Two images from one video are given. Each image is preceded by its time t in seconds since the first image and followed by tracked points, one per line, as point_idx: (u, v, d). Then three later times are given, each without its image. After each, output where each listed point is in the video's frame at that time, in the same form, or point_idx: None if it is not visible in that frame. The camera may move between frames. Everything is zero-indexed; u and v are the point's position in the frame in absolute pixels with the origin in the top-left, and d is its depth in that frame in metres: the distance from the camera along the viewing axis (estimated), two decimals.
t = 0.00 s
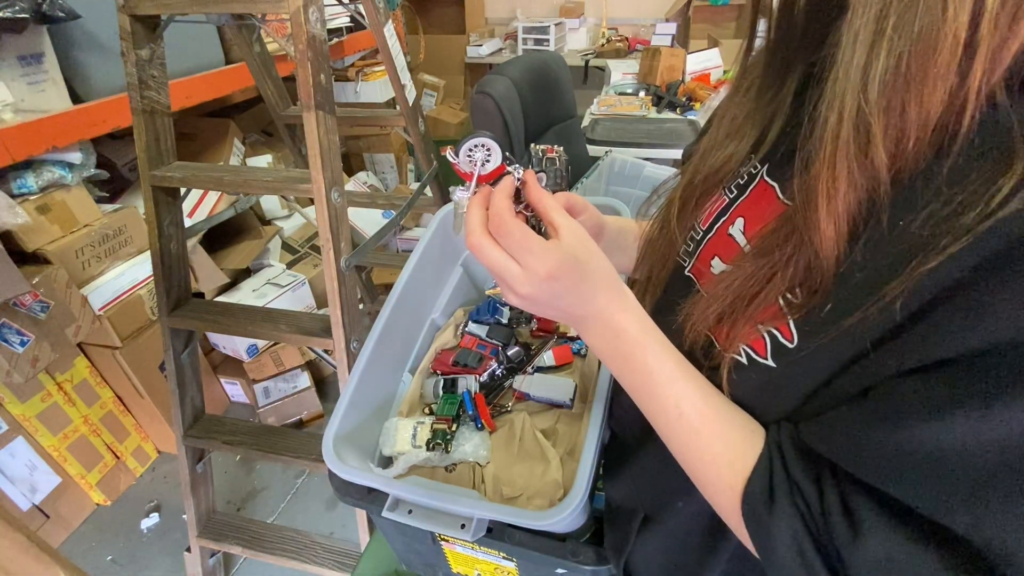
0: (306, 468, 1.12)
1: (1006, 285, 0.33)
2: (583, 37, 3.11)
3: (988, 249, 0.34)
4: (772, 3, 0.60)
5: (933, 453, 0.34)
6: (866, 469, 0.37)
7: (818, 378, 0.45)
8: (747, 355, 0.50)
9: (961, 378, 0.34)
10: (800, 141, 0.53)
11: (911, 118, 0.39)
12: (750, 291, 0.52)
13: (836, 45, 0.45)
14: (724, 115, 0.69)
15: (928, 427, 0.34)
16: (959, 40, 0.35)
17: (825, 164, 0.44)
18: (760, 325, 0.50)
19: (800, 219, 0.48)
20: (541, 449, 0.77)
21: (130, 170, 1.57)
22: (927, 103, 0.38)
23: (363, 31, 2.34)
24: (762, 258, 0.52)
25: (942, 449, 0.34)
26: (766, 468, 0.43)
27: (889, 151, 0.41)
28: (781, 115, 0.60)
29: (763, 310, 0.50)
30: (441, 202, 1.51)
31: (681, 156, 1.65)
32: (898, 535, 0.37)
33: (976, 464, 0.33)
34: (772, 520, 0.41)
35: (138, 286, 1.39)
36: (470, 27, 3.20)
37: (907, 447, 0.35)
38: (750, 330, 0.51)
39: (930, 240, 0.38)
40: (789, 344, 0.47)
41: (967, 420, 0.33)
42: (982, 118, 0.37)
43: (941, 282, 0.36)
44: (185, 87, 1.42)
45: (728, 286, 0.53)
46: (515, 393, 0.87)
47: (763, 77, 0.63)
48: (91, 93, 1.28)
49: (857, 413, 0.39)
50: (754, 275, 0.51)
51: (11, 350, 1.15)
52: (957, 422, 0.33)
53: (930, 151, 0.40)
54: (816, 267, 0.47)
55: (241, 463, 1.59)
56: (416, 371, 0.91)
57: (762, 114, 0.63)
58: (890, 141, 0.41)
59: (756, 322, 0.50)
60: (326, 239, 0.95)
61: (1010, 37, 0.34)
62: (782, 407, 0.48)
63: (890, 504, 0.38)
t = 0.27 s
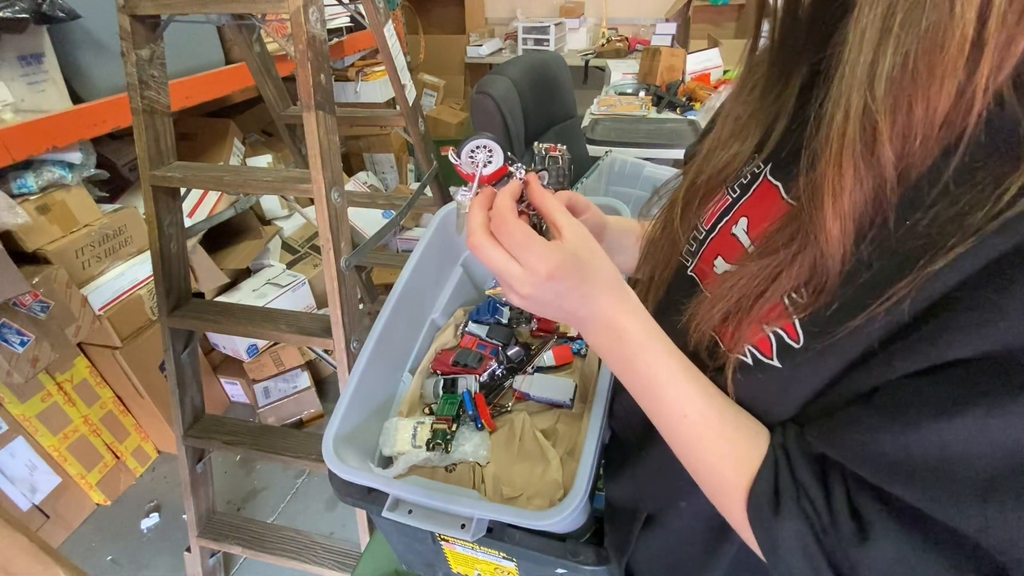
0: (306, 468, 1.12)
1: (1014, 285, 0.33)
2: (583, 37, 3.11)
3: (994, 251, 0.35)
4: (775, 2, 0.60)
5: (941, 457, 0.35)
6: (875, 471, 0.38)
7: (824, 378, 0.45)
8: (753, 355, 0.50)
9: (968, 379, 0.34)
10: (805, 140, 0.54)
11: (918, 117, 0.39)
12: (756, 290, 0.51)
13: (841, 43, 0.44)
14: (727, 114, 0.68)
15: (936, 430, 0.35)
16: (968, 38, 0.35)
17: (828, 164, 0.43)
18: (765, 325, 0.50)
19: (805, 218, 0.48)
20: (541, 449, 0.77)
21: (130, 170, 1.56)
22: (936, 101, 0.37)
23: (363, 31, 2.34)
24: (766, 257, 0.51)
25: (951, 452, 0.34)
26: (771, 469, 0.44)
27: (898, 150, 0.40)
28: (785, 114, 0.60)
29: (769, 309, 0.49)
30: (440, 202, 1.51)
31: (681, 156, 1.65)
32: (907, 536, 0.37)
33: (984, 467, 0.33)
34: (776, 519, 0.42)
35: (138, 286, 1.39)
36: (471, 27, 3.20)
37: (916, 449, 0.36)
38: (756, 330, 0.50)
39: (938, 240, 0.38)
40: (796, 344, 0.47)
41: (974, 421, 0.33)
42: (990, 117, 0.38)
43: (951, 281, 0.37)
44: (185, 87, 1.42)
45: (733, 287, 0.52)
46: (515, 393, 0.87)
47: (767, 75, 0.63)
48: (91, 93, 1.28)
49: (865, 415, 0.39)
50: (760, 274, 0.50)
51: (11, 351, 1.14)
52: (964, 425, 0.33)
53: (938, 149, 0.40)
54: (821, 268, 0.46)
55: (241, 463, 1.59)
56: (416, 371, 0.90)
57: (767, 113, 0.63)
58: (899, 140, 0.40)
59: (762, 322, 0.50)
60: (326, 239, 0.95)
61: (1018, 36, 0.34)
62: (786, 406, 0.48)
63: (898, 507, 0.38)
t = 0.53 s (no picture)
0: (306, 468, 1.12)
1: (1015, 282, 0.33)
2: (583, 37, 3.11)
3: (996, 246, 0.35)
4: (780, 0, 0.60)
5: (941, 451, 0.35)
6: (872, 467, 0.37)
7: (824, 375, 0.45)
8: (753, 352, 0.50)
9: (967, 375, 0.34)
10: (808, 137, 0.54)
11: (920, 114, 0.39)
12: (758, 286, 0.51)
13: (846, 40, 0.45)
14: (731, 111, 0.68)
15: (936, 425, 0.34)
16: (969, 35, 0.35)
17: (829, 160, 0.44)
18: (766, 321, 0.50)
19: (807, 214, 0.48)
20: (541, 449, 0.77)
21: (130, 170, 1.56)
22: (937, 99, 0.38)
23: (363, 31, 2.34)
24: (767, 254, 0.51)
25: (950, 447, 0.34)
26: (771, 467, 0.43)
27: (899, 146, 0.41)
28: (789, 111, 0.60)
29: (770, 306, 0.49)
30: (440, 202, 1.51)
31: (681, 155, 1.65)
32: (906, 532, 0.37)
33: (984, 462, 0.33)
34: (777, 518, 0.41)
35: (138, 286, 1.39)
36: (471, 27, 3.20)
37: (916, 444, 0.35)
38: (757, 326, 0.50)
39: (938, 236, 0.38)
40: (798, 340, 0.46)
41: (975, 417, 0.33)
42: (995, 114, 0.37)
43: (951, 277, 0.37)
44: (185, 87, 1.42)
45: (734, 282, 0.52)
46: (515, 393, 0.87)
47: (771, 71, 0.63)
48: (91, 93, 1.28)
49: (864, 410, 0.39)
50: (761, 270, 0.51)
51: (11, 351, 1.14)
52: (966, 420, 0.33)
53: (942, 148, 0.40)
54: (821, 261, 0.46)
55: (241, 463, 1.59)
56: (416, 371, 0.91)
57: (771, 110, 0.63)
58: (899, 137, 0.40)
59: (763, 318, 0.50)
60: (326, 239, 0.95)
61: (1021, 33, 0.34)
62: (786, 405, 0.48)
63: (897, 503, 0.38)
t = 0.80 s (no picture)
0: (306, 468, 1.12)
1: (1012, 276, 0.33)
2: (583, 37, 3.11)
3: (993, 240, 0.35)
4: None
5: (937, 445, 0.34)
6: (871, 461, 0.37)
7: (823, 371, 0.45)
8: (753, 349, 0.50)
9: (964, 369, 0.34)
10: (809, 135, 0.54)
11: (919, 111, 0.39)
12: (757, 283, 0.51)
13: (847, 38, 0.45)
14: (734, 109, 0.68)
15: (933, 419, 0.34)
16: (968, 31, 0.35)
17: (829, 156, 0.44)
18: (765, 318, 0.49)
19: (808, 210, 0.48)
20: (541, 449, 0.77)
21: (130, 170, 1.56)
22: (937, 96, 0.38)
23: (363, 32, 2.34)
24: (767, 251, 0.51)
25: (947, 441, 0.34)
26: (771, 465, 0.43)
27: (899, 143, 0.41)
28: (791, 109, 0.60)
29: (769, 302, 0.49)
30: (440, 202, 1.51)
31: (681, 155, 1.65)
32: (904, 527, 0.37)
33: (980, 457, 0.33)
34: (776, 516, 0.41)
35: (138, 286, 1.40)
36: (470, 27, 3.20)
37: (913, 439, 0.35)
38: (756, 322, 0.50)
39: (936, 232, 0.38)
40: (798, 337, 0.46)
41: (971, 409, 0.32)
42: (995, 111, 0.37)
43: (949, 272, 0.37)
44: (185, 87, 1.42)
45: (734, 279, 0.52)
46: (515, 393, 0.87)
47: (774, 69, 0.63)
48: (91, 93, 1.27)
49: (862, 406, 0.38)
50: (761, 266, 0.51)
51: (11, 351, 1.14)
52: (962, 414, 0.33)
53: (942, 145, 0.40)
54: (822, 258, 0.47)
55: (241, 463, 1.59)
56: (416, 371, 0.91)
57: (773, 109, 0.63)
58: (899, 134, 0.40)
59: (762, 314, 0.50)
60: (327, 238, 0.95)
61: (1021, 31, 0.33)
62: (786, 403, 0.48)
63: (894, 499, 0.37)
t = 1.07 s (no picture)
0: (306, 468, 1.12)
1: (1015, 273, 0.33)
2: (584, 37, 3.11)
3: (995, 239, 0.35)
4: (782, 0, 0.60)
5: (943, 442, 0.34)
6: (874, 459, 0.37)
7: (825, 369, 0.45)
8: (755, 348, 0.50)
9: (968, 365, 0.34)
10: (810, 136, 0.54)
11: (920, 114, 0.39)
12: (758, 283, 0.51)
13: (847, 40, 0.45)
14: (734, 108, 0.68)
15: (938, 416, 0.34)
16: (968, 34, 0.35)
17: (830, 158, 0.44)
18: (766, 317, 0.49)
19: (810, 212, 0.48)
20: (541, 449, 0.77)
21: (130, 170, 1.57)
22: (937, 99, 0.38)
23: (363, 32, 2.34)
24: (768, 251, 0.51)
25: (953, 438, 0.34)
26: (775, 462, 0.43)
27: (901, 146, 0.41)
28: (791, 109, 0.60)
29: (770, 302, 0.49)
30: (440, 202, 1.51)
31: (681, 155, 1.65)
32: (908, 524, 0.37)
33: (986, 452, 0.33)
34: (779, 514, 0.41)
35: (138, 286, 1.40)
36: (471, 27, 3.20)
37: (917, 436, 0.35)
38: (756, 322, 0.50)
39: (937, 231, 0.38)
40: (800, 336, 0.47)
41: (976, 405, 0.33)
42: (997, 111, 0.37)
43: (951, 271, 0.37)
44: (185, 87, 1.42)
45: (734, 280, 0.52)
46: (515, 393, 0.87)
47: (774, 70, 0.63)
48: (91, 93, 1.28)
49: (865, 403, 0.38)
50: (762, 267, 0.50)
51: (11, 351, 1.14)
52: (968, 411, 0.33)
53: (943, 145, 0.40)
54: (825, 261, 0.46)
55: (241, 463, 1.59)
56: (416, 371, 0.91)
57: (773, 109, 0.63)
58: (900, 137, 0.40)
59: (763, 314, 0.50)
60: (326, 238, 0.95)
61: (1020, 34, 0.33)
62: (788, 401, 0.48)
63: (898, 495, 0.37)
